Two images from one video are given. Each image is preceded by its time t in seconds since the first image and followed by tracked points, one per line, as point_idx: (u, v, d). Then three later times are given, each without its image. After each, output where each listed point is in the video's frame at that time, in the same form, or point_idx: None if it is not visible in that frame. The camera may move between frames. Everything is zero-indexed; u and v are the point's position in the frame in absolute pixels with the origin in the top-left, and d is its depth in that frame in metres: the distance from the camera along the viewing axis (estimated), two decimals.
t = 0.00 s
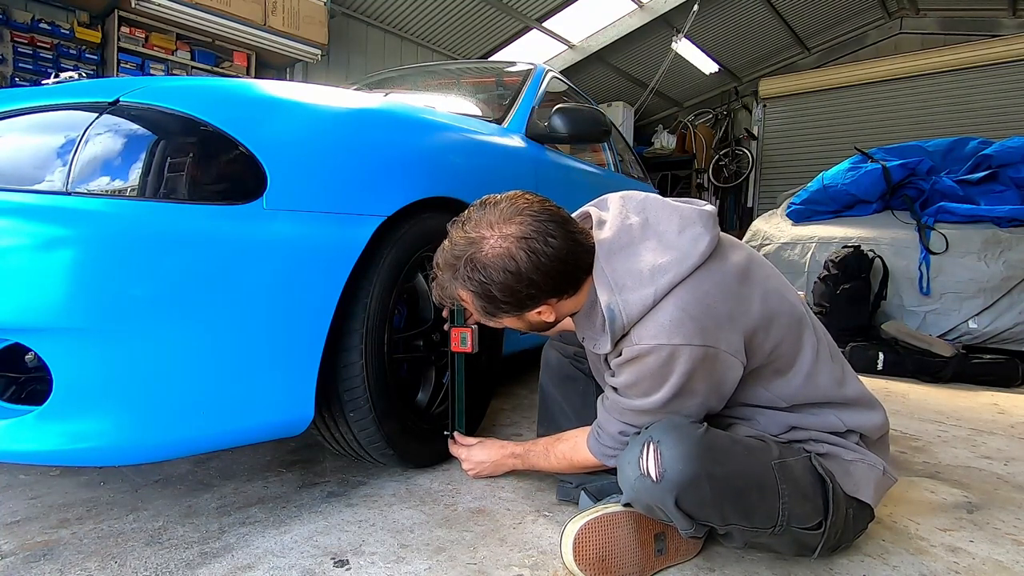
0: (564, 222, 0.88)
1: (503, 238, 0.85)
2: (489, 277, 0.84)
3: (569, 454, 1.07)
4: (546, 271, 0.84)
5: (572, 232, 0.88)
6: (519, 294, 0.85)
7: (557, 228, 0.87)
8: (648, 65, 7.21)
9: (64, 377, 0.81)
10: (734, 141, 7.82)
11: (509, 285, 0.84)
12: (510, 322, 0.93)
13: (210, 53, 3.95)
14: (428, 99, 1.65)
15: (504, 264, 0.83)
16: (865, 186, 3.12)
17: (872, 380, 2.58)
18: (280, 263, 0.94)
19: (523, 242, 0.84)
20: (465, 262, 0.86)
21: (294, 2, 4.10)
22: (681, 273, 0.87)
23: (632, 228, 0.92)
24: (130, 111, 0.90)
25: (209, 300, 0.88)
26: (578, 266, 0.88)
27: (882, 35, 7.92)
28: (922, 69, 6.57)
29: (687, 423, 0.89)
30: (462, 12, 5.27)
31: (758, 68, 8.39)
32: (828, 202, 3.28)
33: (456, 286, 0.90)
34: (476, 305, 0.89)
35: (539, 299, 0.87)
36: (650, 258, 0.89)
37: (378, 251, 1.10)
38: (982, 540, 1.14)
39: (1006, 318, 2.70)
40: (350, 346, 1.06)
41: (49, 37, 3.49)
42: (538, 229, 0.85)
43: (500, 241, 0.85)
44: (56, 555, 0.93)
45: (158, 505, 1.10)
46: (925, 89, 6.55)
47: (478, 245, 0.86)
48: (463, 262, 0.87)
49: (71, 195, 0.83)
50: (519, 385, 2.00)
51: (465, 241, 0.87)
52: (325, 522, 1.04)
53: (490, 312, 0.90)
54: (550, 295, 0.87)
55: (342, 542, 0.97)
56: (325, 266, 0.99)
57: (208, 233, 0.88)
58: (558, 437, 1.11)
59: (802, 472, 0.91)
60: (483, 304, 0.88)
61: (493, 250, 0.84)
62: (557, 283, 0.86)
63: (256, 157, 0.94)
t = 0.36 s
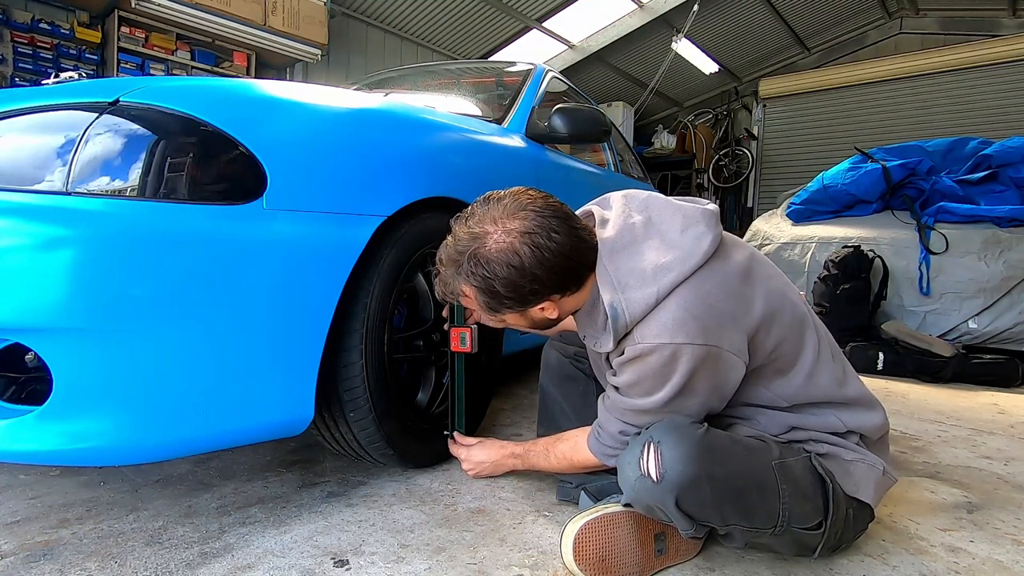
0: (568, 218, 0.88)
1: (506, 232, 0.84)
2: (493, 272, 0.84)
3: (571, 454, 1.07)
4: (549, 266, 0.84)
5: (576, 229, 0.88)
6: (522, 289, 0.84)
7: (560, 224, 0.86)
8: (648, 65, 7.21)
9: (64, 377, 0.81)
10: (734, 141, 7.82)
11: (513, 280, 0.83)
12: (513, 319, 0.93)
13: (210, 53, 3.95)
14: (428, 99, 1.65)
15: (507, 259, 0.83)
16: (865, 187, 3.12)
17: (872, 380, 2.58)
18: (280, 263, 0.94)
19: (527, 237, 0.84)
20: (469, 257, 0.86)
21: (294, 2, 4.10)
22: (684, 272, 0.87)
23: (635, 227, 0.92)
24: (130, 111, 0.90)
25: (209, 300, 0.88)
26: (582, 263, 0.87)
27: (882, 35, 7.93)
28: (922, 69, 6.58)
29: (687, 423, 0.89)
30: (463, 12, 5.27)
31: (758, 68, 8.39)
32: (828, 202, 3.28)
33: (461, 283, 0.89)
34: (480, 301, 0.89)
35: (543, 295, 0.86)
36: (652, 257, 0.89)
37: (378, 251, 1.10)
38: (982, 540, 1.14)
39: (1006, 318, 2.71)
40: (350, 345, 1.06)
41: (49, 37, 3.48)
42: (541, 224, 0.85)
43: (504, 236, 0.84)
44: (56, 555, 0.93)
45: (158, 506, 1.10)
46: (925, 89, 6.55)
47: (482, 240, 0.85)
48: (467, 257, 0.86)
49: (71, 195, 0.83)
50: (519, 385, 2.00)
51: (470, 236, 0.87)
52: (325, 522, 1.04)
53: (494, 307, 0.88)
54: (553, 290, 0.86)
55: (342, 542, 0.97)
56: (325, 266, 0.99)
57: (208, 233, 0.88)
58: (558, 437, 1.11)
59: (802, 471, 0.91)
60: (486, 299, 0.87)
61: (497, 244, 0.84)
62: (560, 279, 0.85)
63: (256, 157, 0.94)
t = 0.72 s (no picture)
0: (592, 193, 0.89)
1: (527, 190, 0.86)
2: (502, 223, 0.86)
3: (571, 454, 1.07)
4: (559, 234, 0.85)
5: (598, 208, 0.89)
6: (526, 248, 0.86)
7: (582, 196, 0.87)
8: (648, 65, 7.21)
9: (64, 377, 0.81)
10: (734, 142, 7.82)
11: (519, 237, 0.85)
12: (514, 279, 0.95)
13: (210, 53, 3.96)
14: (428, 99, 1.65)
15: (519, 214, 0.85)
16: (865, 187, 3.12)
17: (872, 380, 2.58)
18: (280, 263, 0.94)
19: (545, 199, 0.85)
20: (483, 206, 0.88)
21: (294, 2, 4.10)
22: (697, 268, 0.86)
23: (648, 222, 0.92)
24: (130, 111, 0.90)
25: (210, 300, 0.88)
26: (592, 241, 0.88)
27: (882, 35, 7.93)
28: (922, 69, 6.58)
29: (690, 425, 0.89)
30: (463, 12, 5.27)
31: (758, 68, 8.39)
32: (828, 202, 3.28)
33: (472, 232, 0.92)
34: (484, 249, 0.91)
35: (545, 261, 0.87)
36: (666, 252, 0.88)
37: (378, 250, 1.10)
38: (982, 540, 1.14)
39: (1006, 318, 2.71)
40: (351, 346, 1.06)
41: (49, 37, 3.48)
42: (563, 191, 0.86)
43: (523, 192, 0.86)
44: (56, 555, 0.93)
45: (158, 505, 1.10)
46: (925, 89, 6.55)
47: (501, 193, 0.88)
48: (482, 204, 0.89)
49: (71, 195, 0.83)
50: (519, 385, 2.00)
51: (489, 188, 0.89)
52: (325, 522, 1.04)
53: (495, 260, 0.91)
54: (556, 259, 0.87)
55: (342, 542, 0.97)
56: (325, 266, 0.99)
57: (209, 233, 0.88)
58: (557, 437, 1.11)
59: (803, 473, 0.91)
60: (489, 250, 0.90)
61: (515, 199, 0.86)
62: (566, 251, 0.87)
63: (256, 157, 0.94)
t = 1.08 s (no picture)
0: (614, 166, 0.92)
1: (553, 154, 0.89)
2: (527, 185, 0.89)
3: (571, 454, 1.07)
4: (581, 199, 0.88)
5: (618, 182, 0.92)
6: (548, 211, 0.88)
7: (606, 166, 0.91)
8: (648, 65, 7.21)
9: (64, 377, 0.81)
10: (734, 142, 7.82)
11: (540, 199, 0.88)
12: (526, 251, 0.96)
13: (210, 53, 3.96)
14: (428, 99, 1.65)
15: (545, 175, 0.88)
16: (865, 187, 3.12)
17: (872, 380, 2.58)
18: (280, 264, 0.94)
19: (572, 163, 0.88)
20: (505, 170, 0.91)
21: (294, 2, 4.11)
22: (706, 262, 0.87)
23: (660, 213, 0.93)
24: (130, 111, 0.90)
25: (213, 300, 0.88)
26: (610, 214, 0.91)
27: (882, 35, 7.93)
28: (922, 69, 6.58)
29: (692, 427, 0.89)
30: (463, 12, 5.27)
31: (758, 68, 8.39)
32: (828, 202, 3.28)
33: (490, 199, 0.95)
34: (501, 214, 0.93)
35: (563, 226, 0.89)
36: (675, 244, 0.89)
37: (378, 250, 1.10)
38: (982, 540, 1.14)
39: (1005, 319, 2.72)
40: (351, 346, 1.06)
41: (49, 37, 3.49)
42: (588, 158, 0.89)
43: (549, 156, 0.89)
44: (56, 555, 0.93)
45: (158, 506, 1.10)
46: (925, 89, 6.56)
47: (527, 156, 0.91)
48: (507, 167, 0.91)
49: (71, 195, 0.83)
50: (519, 385, 2.00)
51: (512, 155, 0.92)
52: (325, 522, 1.04)
53: (512, 226, 0.92)
54: (575, 227, 0.89)
55: (342, 542, 0.97)
56: (324, 266, 0.99)
57: (211, 233, 0.88)
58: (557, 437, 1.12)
59: (805, 474, 0.91)
60: (507, 215, 0.91)
61: (541, 162, 0.89)
62: (584, 218, 0.88)
63: (256, 157, 0.94)
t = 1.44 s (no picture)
0: (628, 144, 0.97)
1: (572, 125, 0.93)
2: (547, 152, 0.92)
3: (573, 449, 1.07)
4: (600, 166, 0.91)
5: (631, 159, 0.96)
6: (568, 178, 0.90)
7: (621, 140, 0.95)
8: (648, 65, 7.21)
9: (64, 377, 0.81)
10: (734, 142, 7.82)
11: (560, 167, 0.90)
12: (539, 229, 0.96)
13: (210, 53, 3.96)
14: (428, 99, 1.65)
15: (565, 142, 0.92)
16: (865, 187, 3.12)
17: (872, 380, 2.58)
18: (281, 264, 0.94)
19: (591, 133, 0.93)
20: (521, 147, 0.94)
21: (294, 2, 4.11)
22: (712, 255, 0.87)
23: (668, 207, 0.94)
24: (130, 111, 0.90)
25: (213, 300, 0.88)
26: (624, 188, 0.94)
27: (882, 35, 7.93)
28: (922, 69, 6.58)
29: (693, 429, 0.89)
30: (463, 12, 5.27)
31: (758, 68, 8.39)
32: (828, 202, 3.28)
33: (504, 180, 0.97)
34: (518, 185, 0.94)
35: (581, 197, 0.91)
36: (682, 237, 0.90)
37: (379, 250, 1.10)
38: (982, 540, 1.14)
39: (1005, 319, 2.72)
40: (351, 346, 1.06)
41: (49, 37, 3.49)
42: (605, 130, 0.94)
43: (568, 127, 0.93)
44: (56, 555, 0.93)
45: (158, 506, 1.10)
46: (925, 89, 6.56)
47: (545, 128, 0.94)
48: (526, 139, 0.95)
49: (71, 195, 0.83)
50: (519, 386, 2.00)
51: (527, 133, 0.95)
52: (325, 522, 1.04)
53: (528, 201, 0.93)
54: (593, 197, 0.91)
55: (342, 542, 0.97)
56: (324, 266, 0.99)
57: (212, 233, 0.88)
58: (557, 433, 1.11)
59: (806, 475, 0.91)
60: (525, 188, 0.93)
61: (561, 131, 0.93)
62: (602, 188, 0.91)
63: (256, 157, 0.94)
